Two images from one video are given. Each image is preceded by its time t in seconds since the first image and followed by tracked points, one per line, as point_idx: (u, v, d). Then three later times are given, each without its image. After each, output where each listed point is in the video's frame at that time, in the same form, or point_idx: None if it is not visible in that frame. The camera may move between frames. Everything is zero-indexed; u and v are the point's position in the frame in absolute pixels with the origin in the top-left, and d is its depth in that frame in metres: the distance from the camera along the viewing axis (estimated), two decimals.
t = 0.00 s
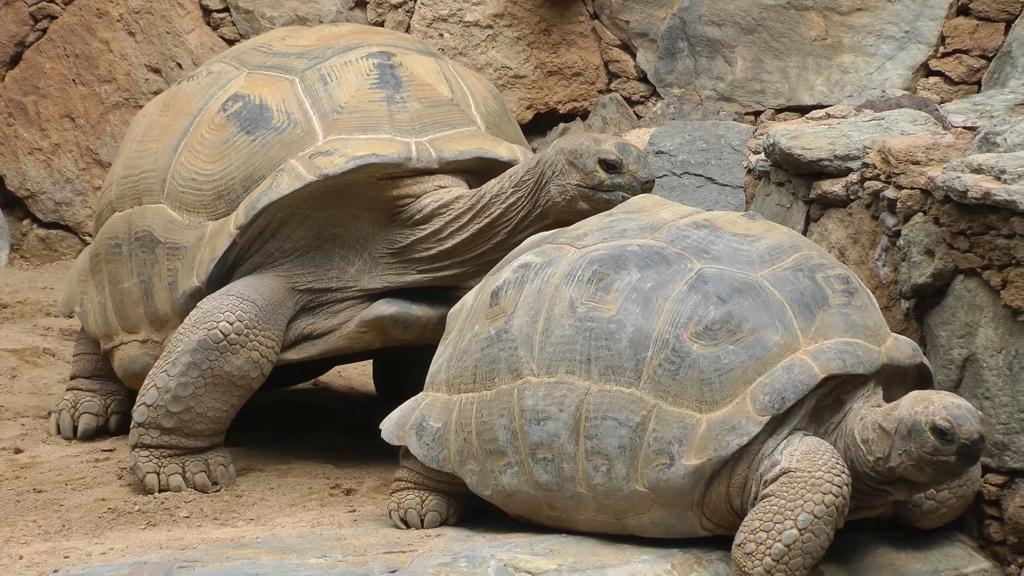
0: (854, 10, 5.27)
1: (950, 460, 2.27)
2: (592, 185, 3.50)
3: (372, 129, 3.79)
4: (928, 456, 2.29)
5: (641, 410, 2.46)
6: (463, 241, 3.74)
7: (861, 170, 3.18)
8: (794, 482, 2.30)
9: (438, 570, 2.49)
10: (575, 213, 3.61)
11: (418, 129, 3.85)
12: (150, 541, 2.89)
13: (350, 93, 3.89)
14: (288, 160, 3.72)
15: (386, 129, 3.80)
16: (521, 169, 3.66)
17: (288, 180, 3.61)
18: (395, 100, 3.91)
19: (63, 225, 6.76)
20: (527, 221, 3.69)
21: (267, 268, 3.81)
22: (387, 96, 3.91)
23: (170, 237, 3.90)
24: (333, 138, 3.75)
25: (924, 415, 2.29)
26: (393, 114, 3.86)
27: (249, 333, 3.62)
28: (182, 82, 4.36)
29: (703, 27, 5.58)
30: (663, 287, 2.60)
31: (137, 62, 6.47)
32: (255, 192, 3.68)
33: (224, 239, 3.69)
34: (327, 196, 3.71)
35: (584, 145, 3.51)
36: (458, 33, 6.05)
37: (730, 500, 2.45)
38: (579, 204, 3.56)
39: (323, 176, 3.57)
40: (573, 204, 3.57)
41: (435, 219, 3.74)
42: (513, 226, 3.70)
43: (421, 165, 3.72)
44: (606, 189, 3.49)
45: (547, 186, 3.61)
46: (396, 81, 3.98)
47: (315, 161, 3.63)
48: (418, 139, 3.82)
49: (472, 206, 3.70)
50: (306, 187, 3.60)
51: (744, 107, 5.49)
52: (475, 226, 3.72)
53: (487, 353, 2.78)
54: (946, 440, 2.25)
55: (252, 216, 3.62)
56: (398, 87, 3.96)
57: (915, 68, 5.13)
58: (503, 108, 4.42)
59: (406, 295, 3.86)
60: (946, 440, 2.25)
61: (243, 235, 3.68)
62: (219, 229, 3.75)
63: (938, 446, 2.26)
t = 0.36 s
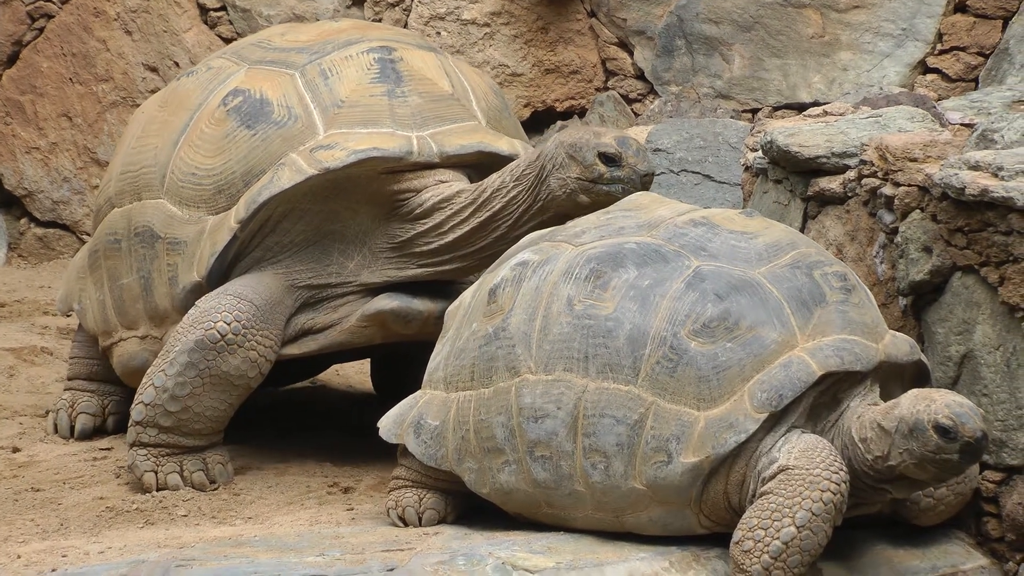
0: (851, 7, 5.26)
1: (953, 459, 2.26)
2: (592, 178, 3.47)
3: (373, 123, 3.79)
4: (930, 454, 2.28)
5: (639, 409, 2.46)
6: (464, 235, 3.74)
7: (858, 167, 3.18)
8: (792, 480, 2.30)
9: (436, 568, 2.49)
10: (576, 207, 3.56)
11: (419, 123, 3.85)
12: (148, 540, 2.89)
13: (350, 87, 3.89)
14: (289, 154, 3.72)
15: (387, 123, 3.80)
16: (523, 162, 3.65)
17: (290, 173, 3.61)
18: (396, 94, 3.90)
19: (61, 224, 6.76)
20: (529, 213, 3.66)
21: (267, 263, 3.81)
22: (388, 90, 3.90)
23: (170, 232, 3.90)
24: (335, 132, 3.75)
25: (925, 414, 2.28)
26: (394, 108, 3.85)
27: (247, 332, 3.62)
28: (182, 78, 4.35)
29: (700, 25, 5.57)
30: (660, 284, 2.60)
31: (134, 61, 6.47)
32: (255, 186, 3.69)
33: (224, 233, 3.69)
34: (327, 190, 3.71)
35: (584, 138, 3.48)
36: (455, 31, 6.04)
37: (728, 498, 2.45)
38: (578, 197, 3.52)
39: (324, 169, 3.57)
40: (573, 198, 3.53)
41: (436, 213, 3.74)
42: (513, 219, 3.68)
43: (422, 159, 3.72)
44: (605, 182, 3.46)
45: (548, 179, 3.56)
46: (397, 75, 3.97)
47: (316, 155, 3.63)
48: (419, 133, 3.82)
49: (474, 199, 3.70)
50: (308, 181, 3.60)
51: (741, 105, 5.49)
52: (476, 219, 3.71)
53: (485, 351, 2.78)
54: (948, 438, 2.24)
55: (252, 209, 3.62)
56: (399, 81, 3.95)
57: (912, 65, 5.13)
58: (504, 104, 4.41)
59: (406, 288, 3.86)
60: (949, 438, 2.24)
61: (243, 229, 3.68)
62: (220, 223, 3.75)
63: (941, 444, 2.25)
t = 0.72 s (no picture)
0: (847, 4, 5.27)
1: (951, 457, 2.28)
2: (604, 171, 3.51)
3: (381, 116, 3.79)
4: (929, 453, 2.29)
5: (636, 406, 2.46)
6: (472, 228, 3.74)
7: (855, 164, 3.18)
8: (789, 477, 2.30)
9: (434, 565, 2.49)
10: (587, 199, 3.60)
11: (427, 117, 3.85)
12: (145, 536, 2.89)
13: (357, 82, 3.90)
14: (297, 147, 3.73)
15: (394, 117, 3.80)
16: (533, 156, 3.66)
17: (298, 166, 3.62)
18: (403, 89, 3.91)
19: (58, 221, 6.76)
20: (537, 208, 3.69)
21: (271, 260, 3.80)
22: (395, 84, 3.91)
23: (174, 227, 3.90)
24: (342, 125, 3.75)
25: (923, 413, 2.29)
26: (401, 102, 3.86)
27: (249, 334, 3.62)
28: (184, 73, 4.35)
29: (696, 22, 5.58)
30: (657, 282, 2.60)
31: (130, 58, 6.48)
32: (263, 180, 3.68)
33: (231, 227, 3.68)
34: (335, 184, 3.70)
35: (597, 131, 3.53)
36: (452, 28, 6.06)
37: (726, 495, 2.45)
38: (591, 189, 3.56)
39: (332, 162, 3.57)
40: (586, 190, 3.57)
41: (443, 207, 3.74)
42: (522, 212, 3.69)
43: (430, 153, 3.73)
44: (618, 175, 3.50)
45: (559, 172, 3.60)
46: (403, 70, 3.98)
47: (323, 149, 3.63)
48: (427, 127, 3.82)
49: (483, 192, 3.71)
50: (316, 174, 3.60)
51: (738, 102, 5.51)
52: (485, 213, 3.71)
53: (482, 348, 2.78)
54: (946, 437, 2.25)
55: (260, 203, 3.62)
56: (405, 76, 3.96)
57: (909, 63, 5.12)
58: (508, 100, 4.43)
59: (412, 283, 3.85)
60: (947, 437, 2.25)
61: (250, 223, 3.67)
62: (226, 217, 3.74)
63: (940, 444, 2.27)
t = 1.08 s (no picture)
0: (846, 3, 5.26)
1: (959, 454, 2.27)
2: (616, 168, 3.53)
3: (391, 111, 3.80)
4: (937, 451, 2.29)
5: (633, 404, 2.46)
6: (485, 223, 3.75)
7: (853, 163, 3.17)
8: (786, 476, 2.30)
9: (431, 564, 2.49)
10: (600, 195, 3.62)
11: (437, 112, 3.85)
12: (142, 535, 2.89)
13: (366, 77, 3.90)
14: (307, 141, 3.73)
15: (404, 111, 3.80)
16: (546, 151, 3.70)
17: (309, 160, 3.60)
18: (412, 83, 3.91)
19: (55, 219, 6.75)
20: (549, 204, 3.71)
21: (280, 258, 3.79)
22: (404, 79, 3.91)
23: (181, 222, 3.88)
24: (352, 120, 3.76)
25: (930, 411, 2.28)
26: (410, 97, 3.86)
27: (258, 335, 3.62)
28: (188, 69, 4.34)
29: (694, 21, 5.57)
30: (656, 281, 2.60)
31: (129, 57, 6.48)
32: (274, 173, 3.67)
33: (240, 221, 3.67)
34: (344, 178, 3.69)
35: (610, 128, 3.54)
36: (450, 27, 6.06)
37: (723, 494, 2.45)
38: (602, 185, 3.57)
39: (344, 156, 3.56)
40: (597, 186, 3.58)
41: (455, 202, 3.75)
42: (536, 208, 3.71)
43: (440, 147, 3.73)
44: (629, 173, 3.51)
45: (572, 167, 3.62)
46: (412, 65, 3.98)
47: (334, 142, 3.63)
48: (437, 122, 3.83)
49: (496, 187, 3.72)
50: (327, 167, 3.60)
51: (735, 101, 5.51)
52: (498, 208, 3.73)
53: (480, 347, 2.78)
54: (956, 434, 2.25)
55: (271, 196, 3.60)
56: (414, 71, 3.96)
57: (907, 62, 5.13)
58: (513, 95, 4.41)
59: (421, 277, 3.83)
60: (956, 435, 2.25)
61: (259, 217, 3.66)
62: (234, 212, 3.73)
63: (948, 441, 2.26)
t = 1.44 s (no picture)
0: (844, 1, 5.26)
1: (987, 452, 2.28)
2: (622, 165, 3.51)
3: (402, 105, 3.79)
4: (965, 449, 2.30)
5: (632, 403, 2.46)
6: (497, 219, 3.74)
7: (851, 161, 3.18)
8: (784, 474, 2.30)
9: (429, 563, 2.49)
10: (607, 192, 3.60)
11: (446, 107, 3.85)
12: (141, 534, 2.89)
13: (376, 72, 3.90)
14: (316, 135, 3.72)
15: (414, 106, 3.80)
16: (556, 146, 3.69)
17: (319, 153, 3.61)
18: (422, 78, 3.91)
19: (54, 218, 6.75)
20: (562, 198, 3.69)
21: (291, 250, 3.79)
22: (414, 74, 3.91)
23: (189, 216, 3.87)
24: (361, 114, 3.75)
25: (957, 410, 2.30)
26: (421, 92, 3.85)
27: (269, 334, 3.61)
28: (195, 65, 4.34)
29: (692, 19, 5.57)
30: (655, 279, 2.60)
31: (127, 56, 6.48)
32: (283, 167, 3.66)
33: (251, 214, 3.65)
34: (355, 172, 3.69)
35: (616, 125, 3.53)
36: (448, 25, 6.06)
37: (721, 493, 2.45)
38: (608, 183, 3.57)
39: (354, 150, 3.57)
40: (603, 183, 3.57)
41: (467, 197, 3.74)
42: (547, 204, 3.70)
43: (451, 142, 3.72)
44: (634, 170, 3.50)
45: (580, 163, 3.61)
46: (421, 60, 3.98)
47: (345, 136, 3.63)
48: (447, 116, 3.82)
49: (507, 182, 3.71)
50: (338, 161, 3.59)
51: (734, 99, 5.51)
52: (511, 204, 3.71)
53: (478, 345, 2.78)
54: (985, 432, 2.27)
55: (281, 189, 3.59)
56: (423, 65, 3.96)
57: (904, 59, 5.13)
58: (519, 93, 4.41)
59: (430, 273, 3.82)
60: (986, 432, 2.26)
61: (270, 211, 3.65)
62: (244, 205, 3.73)
63: (978, 439, 2.27)
